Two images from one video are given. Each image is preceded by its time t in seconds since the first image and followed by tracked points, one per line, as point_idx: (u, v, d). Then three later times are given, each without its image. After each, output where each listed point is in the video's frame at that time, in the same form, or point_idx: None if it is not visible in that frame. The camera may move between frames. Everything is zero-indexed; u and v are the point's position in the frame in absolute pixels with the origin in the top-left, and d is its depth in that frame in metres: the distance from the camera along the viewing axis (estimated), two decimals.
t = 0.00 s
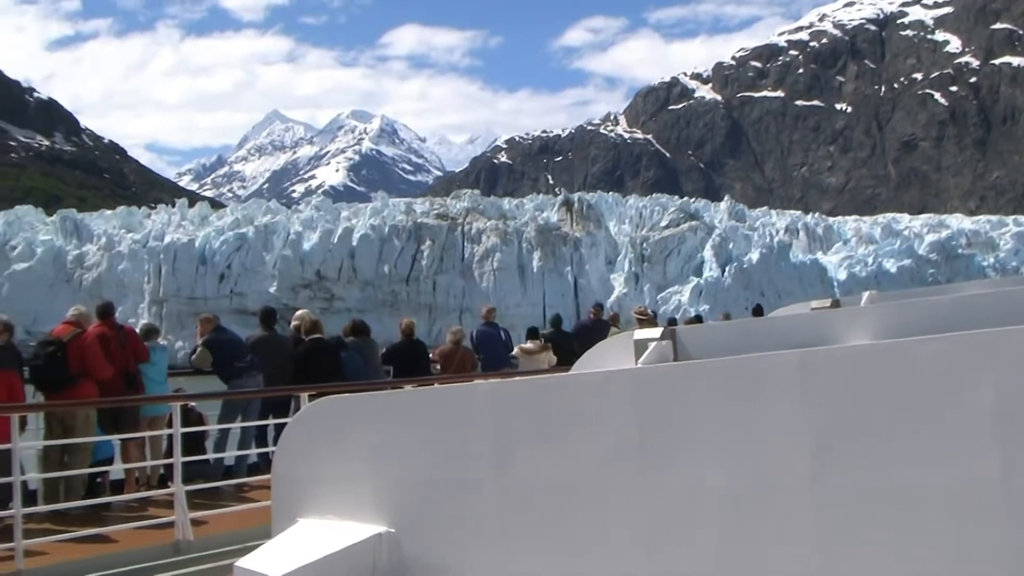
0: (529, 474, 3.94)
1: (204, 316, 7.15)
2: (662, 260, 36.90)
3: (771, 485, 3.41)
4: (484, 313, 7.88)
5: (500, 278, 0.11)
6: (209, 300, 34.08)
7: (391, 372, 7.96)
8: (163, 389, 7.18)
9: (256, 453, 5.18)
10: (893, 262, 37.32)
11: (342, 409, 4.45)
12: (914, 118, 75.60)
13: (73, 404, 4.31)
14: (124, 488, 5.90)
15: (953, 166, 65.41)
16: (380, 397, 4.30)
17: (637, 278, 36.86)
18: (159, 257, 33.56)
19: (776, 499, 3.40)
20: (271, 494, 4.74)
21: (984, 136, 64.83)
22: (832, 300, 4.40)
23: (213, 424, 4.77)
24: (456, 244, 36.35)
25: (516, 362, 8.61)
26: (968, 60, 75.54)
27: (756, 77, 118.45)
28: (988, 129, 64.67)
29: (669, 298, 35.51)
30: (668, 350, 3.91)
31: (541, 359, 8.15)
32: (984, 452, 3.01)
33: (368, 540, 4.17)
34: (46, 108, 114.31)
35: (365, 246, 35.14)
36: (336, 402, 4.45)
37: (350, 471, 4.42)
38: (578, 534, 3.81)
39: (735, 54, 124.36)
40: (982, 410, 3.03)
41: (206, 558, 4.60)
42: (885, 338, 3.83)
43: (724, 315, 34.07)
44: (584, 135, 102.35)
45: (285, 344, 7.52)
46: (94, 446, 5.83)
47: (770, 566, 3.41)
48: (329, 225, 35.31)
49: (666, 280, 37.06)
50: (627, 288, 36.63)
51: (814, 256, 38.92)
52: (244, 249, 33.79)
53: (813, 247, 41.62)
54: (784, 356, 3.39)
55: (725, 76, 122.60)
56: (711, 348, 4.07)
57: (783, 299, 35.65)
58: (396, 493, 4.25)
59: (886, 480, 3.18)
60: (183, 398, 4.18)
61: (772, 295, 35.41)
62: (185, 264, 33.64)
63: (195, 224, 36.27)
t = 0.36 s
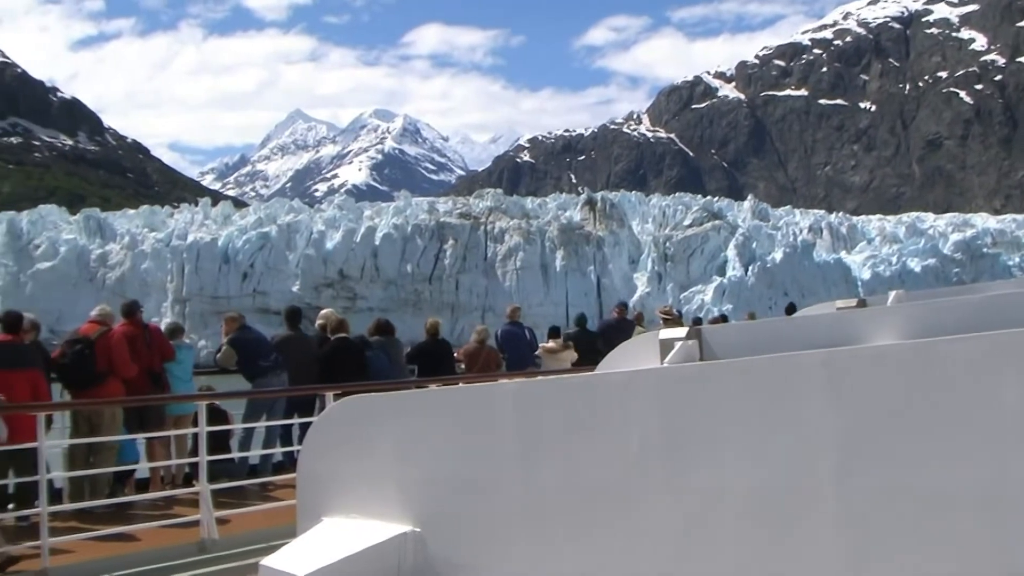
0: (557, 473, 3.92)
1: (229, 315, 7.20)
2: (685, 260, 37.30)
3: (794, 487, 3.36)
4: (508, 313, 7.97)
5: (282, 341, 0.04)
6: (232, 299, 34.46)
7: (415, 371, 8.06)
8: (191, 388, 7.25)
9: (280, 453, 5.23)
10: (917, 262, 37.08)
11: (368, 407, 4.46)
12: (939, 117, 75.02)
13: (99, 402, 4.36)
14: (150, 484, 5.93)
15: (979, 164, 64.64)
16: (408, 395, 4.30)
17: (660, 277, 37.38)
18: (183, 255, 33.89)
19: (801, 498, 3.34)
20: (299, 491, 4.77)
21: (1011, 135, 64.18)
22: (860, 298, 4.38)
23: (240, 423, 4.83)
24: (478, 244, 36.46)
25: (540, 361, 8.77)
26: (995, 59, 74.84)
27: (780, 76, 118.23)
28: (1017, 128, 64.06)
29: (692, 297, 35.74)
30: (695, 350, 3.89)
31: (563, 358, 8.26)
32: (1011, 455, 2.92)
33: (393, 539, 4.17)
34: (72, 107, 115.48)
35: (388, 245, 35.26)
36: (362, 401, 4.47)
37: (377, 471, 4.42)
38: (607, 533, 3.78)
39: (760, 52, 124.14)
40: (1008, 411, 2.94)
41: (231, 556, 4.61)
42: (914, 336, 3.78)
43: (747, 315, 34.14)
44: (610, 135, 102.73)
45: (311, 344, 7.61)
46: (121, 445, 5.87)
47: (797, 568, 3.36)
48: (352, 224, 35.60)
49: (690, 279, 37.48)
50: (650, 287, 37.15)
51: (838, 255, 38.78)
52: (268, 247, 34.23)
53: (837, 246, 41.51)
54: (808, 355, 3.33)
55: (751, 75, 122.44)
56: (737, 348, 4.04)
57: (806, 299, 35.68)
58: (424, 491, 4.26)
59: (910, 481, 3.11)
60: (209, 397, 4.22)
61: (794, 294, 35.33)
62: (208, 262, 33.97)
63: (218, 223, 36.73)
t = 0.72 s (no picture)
0: (583, 470, 3.91)
1: (256, 312, 7.17)
2: (710, 257, 37.06)
3: (818, 489, 3.34)
4: (534, 310, 7.98)
5: None
6: (257, 296, 34.54)
7: (441, 369, 8.11)
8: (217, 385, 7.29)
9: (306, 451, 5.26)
10: (942, 258, 37.19)
11: (394, 404, 4.47)
12: (964, 112, 74.52)
13: (127, 401, 4.43)
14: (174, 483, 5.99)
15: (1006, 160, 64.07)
16: (434, 392, 4.31)
17: (684, 274, 37.15)
18: (207, 253, 33.99)
19: (827, 500, 3.32)
20: (323, 489, 4.80)
21: None
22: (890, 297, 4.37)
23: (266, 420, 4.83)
24: (503, 241, 36.55)
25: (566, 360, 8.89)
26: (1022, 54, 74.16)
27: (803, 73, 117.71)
28: None
29: (718, 294, 35.60)
30: (721, 347, 3.89)
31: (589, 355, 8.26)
32: None
33: (419, 537, 4.18)
34: (98, 107, 116.46)
35: (413, 243, 35.53)
36: (391, 399, 4.48)
37: (403, 469, 4.44)
38: (634, 532, 3.76)
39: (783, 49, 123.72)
40: None
41: (258, 552, 4.64)
42: (941, 333, 3.75)
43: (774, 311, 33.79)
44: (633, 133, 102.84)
45: (337, 341, 7.64)
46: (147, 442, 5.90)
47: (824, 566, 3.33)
48: (376, 222, 35.72)
49: (714, 276, 37.20)
50: (675, 284, 36.94)
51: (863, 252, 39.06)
52: (292, 245, 34.35)
53: (861, 242, 41.68)
54: (834, 352, 3.30)
55: (776, 72, 121.97)
56: (762, 346, 4.04)
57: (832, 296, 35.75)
58: (452, 488, 4.25)
59: (936, 481, 3.09)
60: (234, 394, 4.20)
61: (819, 291, 35.31)
62: (233, 260, 34.08)
63: (242, 220, 37.09)
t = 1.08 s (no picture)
0: (607, 471, 3.89)
1: (281, 314, 7.34)
2: (732, 258, 37.13)
3: (843, 491, 3.30)
4: (558, 311, 8.02)
5: None
6: (279, 299, 34.71)
7: (466, 371, 8.20)
8: (241, 388, 7.35)
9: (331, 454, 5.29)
10: (966, 258, 37.00)
11: (418, 406, 4.48)
12: (989, 110, 73.75)
13: (147, 404, 4.45)
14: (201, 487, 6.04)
15: None
16: (458, 393, 4.31)
17: (707, 275, 37.16)
18: (229, 257, 34.21)
19: (854, 502, 3.28)
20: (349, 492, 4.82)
21: None
22: (917, 297, 4.34)
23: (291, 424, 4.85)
24: (525, 244, 36.56)
25: (589, 362, 8.91)
26: None
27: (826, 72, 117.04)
28: None
29: (740, 295, 35.25)
30: (746, 348, 3.87)
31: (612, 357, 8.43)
32: None
33: (446, 538, 4.17)
34: (118, 111, 116.82)
35: (434, 246, 35.54)
36: (415, 401, 4.49)
37: (427, 470, 4.44)
38: (657, 532, 3.73)
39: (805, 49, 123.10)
40: None
41: (285, 552, 4.66)
42: (969, 333, 3.69)
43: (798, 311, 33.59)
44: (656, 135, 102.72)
45: (360, 344, 7.65)
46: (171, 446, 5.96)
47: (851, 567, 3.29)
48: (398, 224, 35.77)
49: (737, 277, 37.25)
50: (697, 285, 36.81)
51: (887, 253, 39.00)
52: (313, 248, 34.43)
53: (884, 243, 41.66)
54: (859, 353, 3.26)
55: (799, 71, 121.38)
56: (787, 346, 4.02)
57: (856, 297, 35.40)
58: (476, 490, 4.25)
59: (961, 483, 3.05)
60: (259, 397, 4.22)
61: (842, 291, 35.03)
62: (255, 263, 34.22)
63: (264, 223, 37.48)
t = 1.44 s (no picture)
0: (633, 469, 3.87)
1: (306, 313, 7.41)
2: (756, 256, 37.06)
3: (870, 495, 3.29)
4: (582, 311, 8.08)
5: None
6: (303, 297, 35.18)
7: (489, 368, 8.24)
8: (266, 386, 7.39)
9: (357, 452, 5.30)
10: (991, 257, 36.86)
11: (443, 406, 4.49)
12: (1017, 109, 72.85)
13: (178, 401, 4.54)
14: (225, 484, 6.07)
15: None
16: (482, 391, 4.31)
17: (730, 274, 37.11)
18: (253, 254, 34.63)
19: (884, 502, 3.26)
20: (372, 491, 4.83)
21: None
22: (947, 294, 4.29)
23: (316, 422, 4.87)
24: (548, 241, 36.68)
25: (615, 361, 8.91)
26: None
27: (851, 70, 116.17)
28: None
29: (763, 293, 35.36)
30: (773, 347, 3.86)
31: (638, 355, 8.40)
32: None
33: (472, 537, 4.18)
34: (142, 108, 117.40)
35: (458, 244, 35.86)
36: (439, 400, 4.49)
37: (452, 469, 4.44)
38: (685, 530, 3.71)
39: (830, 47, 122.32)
40: None
41: (309, 553, 4.65)
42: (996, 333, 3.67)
43: (822, 310, 33.93)
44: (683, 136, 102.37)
45: (386, 343, 7.75)
46: (199, 444, 5.98)
47: (881, 566, 3.26)
48: (421, 222, 36.15)
49: (761, 276, 37.21)
50: (721, 283, 36.80)
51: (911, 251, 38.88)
52: (336, 246, 34.88)
53: (909, 241, 41.64)
54: (891, 350, 3.23)
55: (825, 69, 120.69)
56: (812, 344, 4.00)
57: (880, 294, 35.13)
58: (501, 489, 4.25)
59: (993, 483, 3.02)
60: (284, 396, 4.23)
61: (866, 289, 35.02)
62: (278, 261, 34.69)
63: (288, 221, 37.86)
